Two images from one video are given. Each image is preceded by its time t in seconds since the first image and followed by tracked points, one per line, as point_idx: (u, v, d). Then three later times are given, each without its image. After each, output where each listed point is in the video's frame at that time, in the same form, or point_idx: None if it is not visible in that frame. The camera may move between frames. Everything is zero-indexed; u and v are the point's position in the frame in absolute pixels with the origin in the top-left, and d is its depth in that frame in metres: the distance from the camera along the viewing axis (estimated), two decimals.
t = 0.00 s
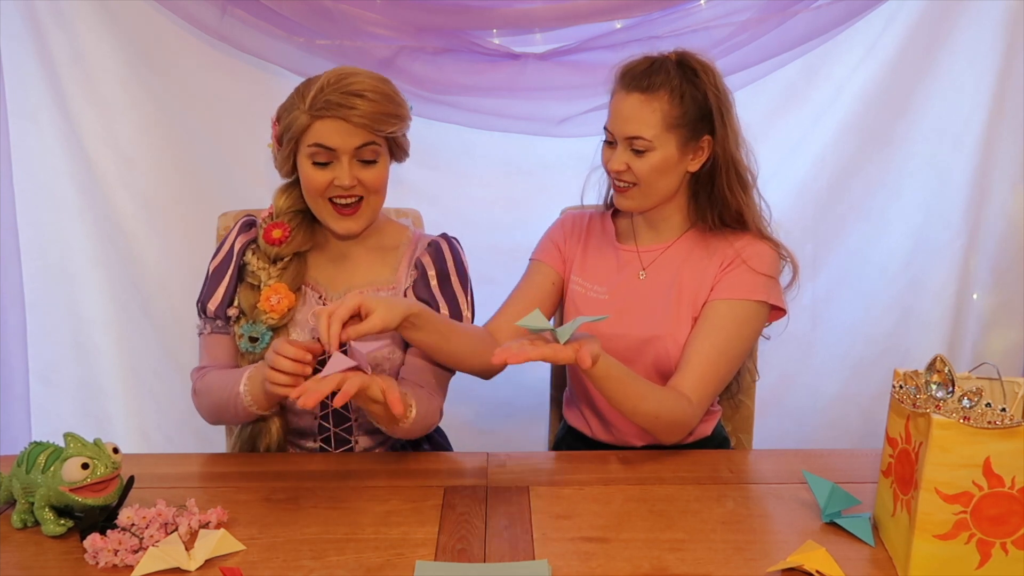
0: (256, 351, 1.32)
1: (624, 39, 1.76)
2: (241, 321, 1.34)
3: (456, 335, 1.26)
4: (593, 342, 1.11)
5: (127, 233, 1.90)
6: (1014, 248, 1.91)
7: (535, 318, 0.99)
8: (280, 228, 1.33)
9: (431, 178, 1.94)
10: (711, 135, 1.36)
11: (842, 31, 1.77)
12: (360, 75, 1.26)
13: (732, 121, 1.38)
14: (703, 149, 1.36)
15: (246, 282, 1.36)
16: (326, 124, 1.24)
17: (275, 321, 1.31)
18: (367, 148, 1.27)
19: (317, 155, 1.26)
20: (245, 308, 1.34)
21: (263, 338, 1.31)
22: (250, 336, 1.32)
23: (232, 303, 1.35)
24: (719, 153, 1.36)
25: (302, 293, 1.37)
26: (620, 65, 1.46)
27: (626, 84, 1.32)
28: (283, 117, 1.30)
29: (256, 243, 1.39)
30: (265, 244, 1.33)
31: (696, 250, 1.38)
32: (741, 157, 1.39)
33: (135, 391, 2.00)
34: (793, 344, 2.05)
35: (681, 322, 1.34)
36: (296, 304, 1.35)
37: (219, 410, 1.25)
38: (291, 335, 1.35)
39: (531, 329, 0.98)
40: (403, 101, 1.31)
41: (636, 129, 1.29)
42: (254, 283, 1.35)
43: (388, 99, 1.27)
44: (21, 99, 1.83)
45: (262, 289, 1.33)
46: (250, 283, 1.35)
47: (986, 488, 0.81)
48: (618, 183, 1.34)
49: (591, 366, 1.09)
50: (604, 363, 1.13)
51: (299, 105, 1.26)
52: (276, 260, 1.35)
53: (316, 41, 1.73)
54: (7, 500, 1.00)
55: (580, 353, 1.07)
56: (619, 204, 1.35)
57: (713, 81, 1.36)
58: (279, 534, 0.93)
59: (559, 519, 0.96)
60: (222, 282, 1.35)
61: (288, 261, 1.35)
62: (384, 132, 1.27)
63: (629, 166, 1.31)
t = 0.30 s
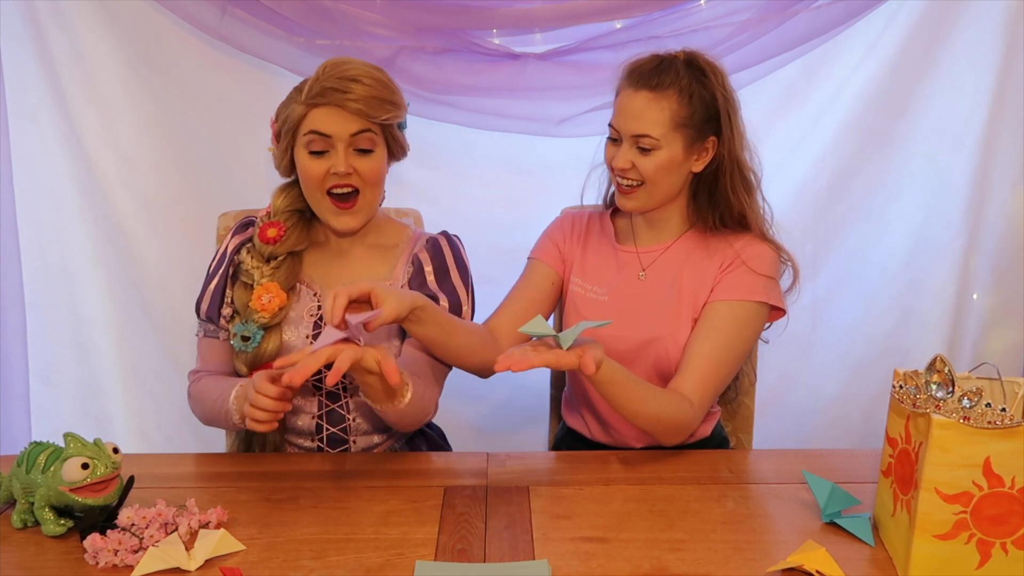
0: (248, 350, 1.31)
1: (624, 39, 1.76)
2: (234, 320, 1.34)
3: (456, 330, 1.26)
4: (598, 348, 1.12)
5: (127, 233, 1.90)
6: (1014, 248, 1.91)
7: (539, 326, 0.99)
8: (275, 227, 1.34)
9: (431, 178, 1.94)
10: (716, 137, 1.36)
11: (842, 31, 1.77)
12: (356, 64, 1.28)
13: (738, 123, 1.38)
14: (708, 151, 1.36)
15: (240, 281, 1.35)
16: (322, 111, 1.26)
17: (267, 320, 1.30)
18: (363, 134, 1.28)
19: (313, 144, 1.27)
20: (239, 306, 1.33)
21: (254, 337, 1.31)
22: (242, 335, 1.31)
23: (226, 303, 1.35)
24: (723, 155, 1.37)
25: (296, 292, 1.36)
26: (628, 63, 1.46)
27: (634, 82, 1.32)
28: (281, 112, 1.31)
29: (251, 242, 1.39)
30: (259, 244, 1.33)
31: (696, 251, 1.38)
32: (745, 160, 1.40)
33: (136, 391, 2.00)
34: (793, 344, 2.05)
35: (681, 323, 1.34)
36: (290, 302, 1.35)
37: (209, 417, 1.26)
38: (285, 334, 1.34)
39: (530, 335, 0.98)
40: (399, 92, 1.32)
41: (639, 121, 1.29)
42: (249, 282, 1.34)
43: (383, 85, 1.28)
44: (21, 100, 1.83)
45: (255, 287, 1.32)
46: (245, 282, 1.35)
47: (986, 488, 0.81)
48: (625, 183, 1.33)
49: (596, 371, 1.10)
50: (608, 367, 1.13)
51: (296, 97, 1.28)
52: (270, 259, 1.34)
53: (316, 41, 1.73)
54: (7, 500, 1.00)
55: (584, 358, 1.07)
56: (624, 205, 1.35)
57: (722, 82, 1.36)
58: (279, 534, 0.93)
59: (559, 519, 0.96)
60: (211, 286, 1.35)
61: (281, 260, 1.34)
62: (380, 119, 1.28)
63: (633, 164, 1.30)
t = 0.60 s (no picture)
0: (248, 349, 1.31)
1: (624, 39, 1.76)
2: (234, 320, 1.34)
3: (457, 322, 1.24)
4: (598, 348, 1.11)
5: (127, 233, 1.90)
6: (1014, 248, 1.91)
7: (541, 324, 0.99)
8: (275, 227, 1.34)
9: (432, 178, 1.94)
10: (719, 136, 1.37)
11: (842, 31, 1.77)
12: (355, 59, 1.28)
13: (741, 123, 1.39)
14: (710, 150, 1.36)
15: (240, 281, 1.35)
16: (321, 107, 1.26)
17: (266, 319, 1.30)
18: (362, 129, 1.28)
19: (313, 140, 1.27)
20: (238, 306, 1.33)
21: (254, 336, 1.31)
22: (242, 335, 1.31)
23: (225, 304, 1.35)
24: (727, 154, 1.37)
25: (296, 292, 1.35)
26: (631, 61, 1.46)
27: (640, 79, 1.32)
28: (280, 109, 1.31)
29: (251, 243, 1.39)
30: (259, 244, 1.33)
31: (696, 250, 1.38)
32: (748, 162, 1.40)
33: (135, 391, 2.00)
34: (793, 344, 2.05)
35: (682, 322, 1.34)
36: (290, 301, 1.34)
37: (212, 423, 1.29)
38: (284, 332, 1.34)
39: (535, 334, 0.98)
40: (398, 86, 1.32)
41: (641, 117, 1.29)
42: (249, 282, 1.34)
43: (383, 80, 1.28)
44: (21, 100, 1.83)
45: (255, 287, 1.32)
46: (245, 282, 1.34)
47: (987, 488, 0.81)
48: (625, 178, 1.33)
49: (598, 372, 1.09)
50: (610, 367, 1.13)
51: (295, 94, 1.28)
52: (270, 259, 1.34)
53: (316, 41, 1.73)
54: (7, 500, 1.00)
55: (587, 358, 1.07)
56: (623, 200, 1.35)
57: (726, 83, 1.37)
58: (279, 534, 0.93)
59: (559, 519, 0.96)
60: (209, 287, 1.35)
61: (281, 260, 1.34)
62: (379, 114, 1.28)
63: (637, 160, 1.30)
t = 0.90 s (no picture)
0: (251, 350, 1.31)
1: (624, 39, 1.76)
2: (236, 321, 1.34)
3: (471, 324, 1.25)
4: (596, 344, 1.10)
5: (127, 232, 1.90)
6: (1014, 248, 1.91)
7: (540, 318, 0.99)
8: (276, 227, 1.33)
9: (431, 178, 1.94)
10: (722, 136, 1.37)
11: (842, 31, 1.77)
12: (356, 59, 1.28)
13: (744, 123, 1.39)
14: (711, 150, 1.36)
15: (241, 282, 1.35)
16: (323, 108, 1.26)
17: (269, 320, 1.30)
18: (363, 129, 1.28)
19: (315, 140, 1.27)
20: (241, 307, 1.33)
21: (257, 336, 1.31)
22: (245, 335, 1.31)
23: (226, 304, 1.35)
24: (730, 154, 1.37)
25: (298, 292, 1.36)
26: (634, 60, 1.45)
27: (643, 77, 1.32)
28: (281, 110, 1.31)
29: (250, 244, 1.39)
30: (260, 244, 1.33)
31: (698, 250, 1.38)
32: (751, 162, 1.40)
33: (135, 390, 2.00)
34: (793, 344, 2.05)
35: (682, 322, 1.34)
36: (293, 301, 1.35)
37: (215, 424, 1.29)
38: (287, 332, 1.35)
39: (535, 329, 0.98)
40: (399, 87, 1.32)
41: (642, 117, 1.29)
42: (250, 283, 1.34)
43: (384, 80, 1.28)
44: (21, 100, 1.83)
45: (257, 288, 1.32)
46: (247, 282, 1.34)
47: (987, 488, 0.81)
48: (626, 176, 1.33)
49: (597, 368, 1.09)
50: (609, 365, 1.12)
51: (296, 95, 1.28)
52: (271, 259, 1.34)
53: (316, 41, 1.73)
54: (7, 500, 1.00)
55: (587, 353, 1.08)
56: (624, 198, 1.35)
57: (729, 82, 1.37)
58: (279, 534, 0.93)
59: (559, 519, 0.96)
60: (210, 289, 1.35)
61: (282, 260, 1.34)
62: (381, 114, 1.28)
63: (639, 159, 1.30)
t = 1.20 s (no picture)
0: (259, 356, 1.31)
1: (624, 39, 1.76)
2: (243, 327, 1.33)
3: (473, 320, 1.26)
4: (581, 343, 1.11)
5: (126, 232, 1.90)
6: (1014, 248, 1.91)
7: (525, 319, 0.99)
8: (277, 232, 1.33)
9: (431, 178, 1.94)
10: (723, 137, 1.37)
11: (842, 31, 1.77)
12: (356, 63, 1.28)
13: (746, 123, 1.39)
14: (711, 151, 1.36)
15: (245, 288, 1.35)
16: (323, 112, 1.26)
17: (276, 325, 1.30)
18: (364, 133, 1.28)
19: (315, 144, 1.27)
20: (246, 313, 1.33)
21: (264, 343, 1.31)
22: (251, 342, 1.30)
23: (230, 311, 1.34)
24: (731, 154, 1.37)
25: (302, 293, 1.36)
26: (636, 60, 1.45)
27: (643, 78, 1.32)
28: (280, 114, 1.31)
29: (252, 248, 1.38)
30: (262, 249, 1.33)
31: (697, 250, 1.38)
32: (752, 162, 1.40)
33: (135, 390, 2.00)
34: (792, 344, 2.05)
35: (680, 322, 1.34)
36: (297, 304, 1.35)
37: (227, 430, 1.28)
38: (295, 336, 1.35)
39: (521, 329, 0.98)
40: (399, 90, 1.33)
41: (643, 120, 1.29)
42: (254, 288, 1.34)
43: (384, 84, 1.28)
44: (21, 99, 1.83)
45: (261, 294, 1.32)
46: (251, 288, 1.35)
47: (986, 488, 0.82)
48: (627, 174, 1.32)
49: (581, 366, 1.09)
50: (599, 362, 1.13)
51: (296, 100, 1.28)
52: (274, 264, 1.34)
53: (316, 41, 1.73)
54: (7, 500, 1.00)
55: (570, 353, 1.08)
56: (625, 198, 1.35)
57: (730, 83, 1.37)
58: (279, 534, 0.93)
59: (559, 519, 0.96)
60: (213, 296, 1.34)
61: (285, 265, 1.34)
62: (381, 118, 1.28)
63: (640, 160, 1.30)
